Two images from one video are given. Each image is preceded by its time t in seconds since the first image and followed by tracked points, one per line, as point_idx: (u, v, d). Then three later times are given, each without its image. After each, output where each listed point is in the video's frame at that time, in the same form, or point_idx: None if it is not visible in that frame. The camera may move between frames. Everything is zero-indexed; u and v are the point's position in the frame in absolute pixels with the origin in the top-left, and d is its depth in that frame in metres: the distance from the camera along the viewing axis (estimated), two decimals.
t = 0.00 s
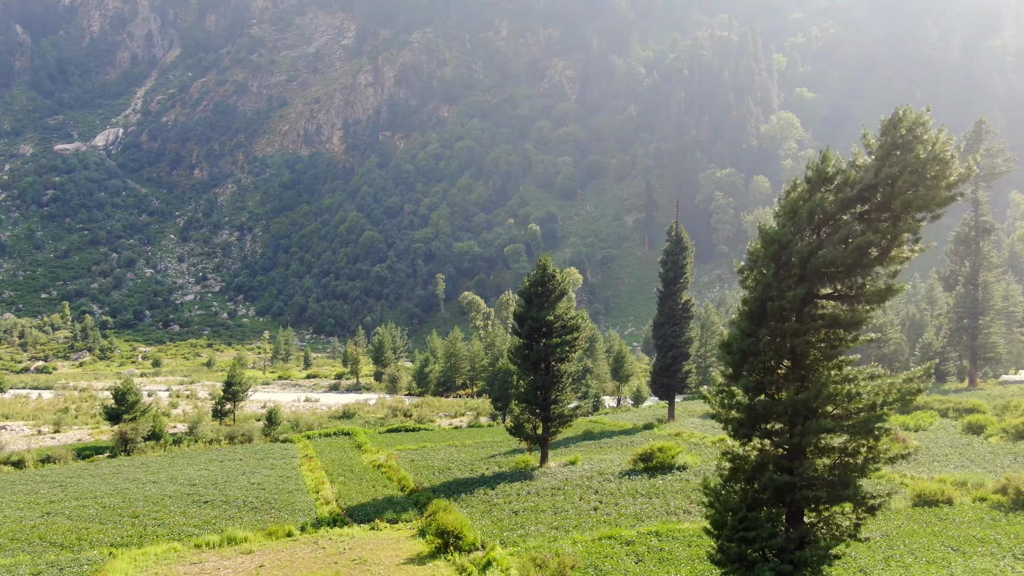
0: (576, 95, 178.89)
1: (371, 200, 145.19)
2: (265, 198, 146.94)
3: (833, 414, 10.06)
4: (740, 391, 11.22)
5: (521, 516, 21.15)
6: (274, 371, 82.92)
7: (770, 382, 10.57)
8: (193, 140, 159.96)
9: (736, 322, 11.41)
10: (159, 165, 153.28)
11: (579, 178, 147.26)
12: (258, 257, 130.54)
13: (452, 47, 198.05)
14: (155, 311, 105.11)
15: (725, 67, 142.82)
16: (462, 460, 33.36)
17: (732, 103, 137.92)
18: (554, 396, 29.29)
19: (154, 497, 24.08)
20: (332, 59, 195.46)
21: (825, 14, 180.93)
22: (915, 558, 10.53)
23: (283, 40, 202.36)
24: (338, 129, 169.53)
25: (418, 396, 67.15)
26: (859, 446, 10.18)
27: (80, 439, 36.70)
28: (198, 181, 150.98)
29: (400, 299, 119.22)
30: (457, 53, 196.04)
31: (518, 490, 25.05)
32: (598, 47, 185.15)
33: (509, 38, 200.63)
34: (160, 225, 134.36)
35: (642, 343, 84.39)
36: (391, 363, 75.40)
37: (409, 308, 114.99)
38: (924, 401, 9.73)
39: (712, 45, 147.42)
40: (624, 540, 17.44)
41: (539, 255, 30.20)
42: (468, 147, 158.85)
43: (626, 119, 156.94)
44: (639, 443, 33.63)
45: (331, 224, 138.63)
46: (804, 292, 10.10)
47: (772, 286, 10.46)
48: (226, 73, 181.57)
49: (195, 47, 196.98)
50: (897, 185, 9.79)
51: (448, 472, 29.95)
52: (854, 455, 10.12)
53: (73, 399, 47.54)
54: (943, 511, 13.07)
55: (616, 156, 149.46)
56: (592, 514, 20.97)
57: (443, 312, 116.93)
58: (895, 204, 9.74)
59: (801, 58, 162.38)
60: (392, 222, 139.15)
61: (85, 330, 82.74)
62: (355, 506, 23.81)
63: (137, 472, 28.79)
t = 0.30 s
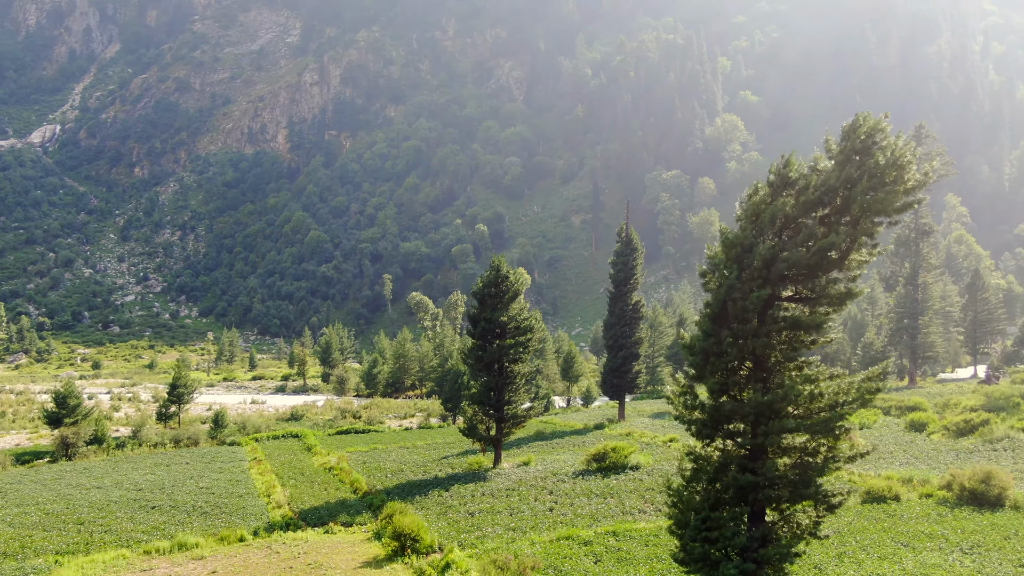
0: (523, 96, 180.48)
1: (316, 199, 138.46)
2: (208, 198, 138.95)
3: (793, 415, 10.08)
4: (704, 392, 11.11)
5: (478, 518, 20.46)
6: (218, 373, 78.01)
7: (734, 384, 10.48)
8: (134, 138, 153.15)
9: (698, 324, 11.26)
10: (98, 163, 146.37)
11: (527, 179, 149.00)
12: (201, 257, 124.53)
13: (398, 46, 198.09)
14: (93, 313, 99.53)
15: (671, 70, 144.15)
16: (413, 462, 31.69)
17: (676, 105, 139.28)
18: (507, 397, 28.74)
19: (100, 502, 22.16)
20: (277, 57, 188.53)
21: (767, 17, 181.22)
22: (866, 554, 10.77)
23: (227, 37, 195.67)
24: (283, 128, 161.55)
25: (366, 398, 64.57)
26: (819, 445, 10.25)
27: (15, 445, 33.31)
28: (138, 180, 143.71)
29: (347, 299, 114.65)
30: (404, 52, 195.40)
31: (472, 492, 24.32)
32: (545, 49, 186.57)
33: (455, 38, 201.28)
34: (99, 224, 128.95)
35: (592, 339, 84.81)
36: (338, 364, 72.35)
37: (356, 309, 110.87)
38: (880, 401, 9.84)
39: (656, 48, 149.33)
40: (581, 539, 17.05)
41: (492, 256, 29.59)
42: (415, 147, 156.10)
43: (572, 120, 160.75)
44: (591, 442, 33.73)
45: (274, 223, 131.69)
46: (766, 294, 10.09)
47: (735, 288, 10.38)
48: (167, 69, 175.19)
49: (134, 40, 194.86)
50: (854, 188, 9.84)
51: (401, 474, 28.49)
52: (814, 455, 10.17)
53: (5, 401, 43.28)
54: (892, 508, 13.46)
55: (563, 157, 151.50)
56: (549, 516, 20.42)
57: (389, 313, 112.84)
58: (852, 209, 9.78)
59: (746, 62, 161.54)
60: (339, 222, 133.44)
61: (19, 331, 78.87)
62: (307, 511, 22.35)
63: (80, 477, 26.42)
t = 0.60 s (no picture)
0: (465, 95, 178.02)
1: (255, 198, 134.41)
2: (142, 195, 135.90)
3: (752, 417, 10.07)
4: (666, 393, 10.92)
5: (428, 520, 19.64)
6: (156, 376, 73.25)
7: (696, 384, 10.32)
8: (67, 136, 149.30)
9: (658, 323, 11.09)
10: (28, 160, 142.68)
11: (468, 179, 147.54)
12: (136, 256, 121.69)
13: (339, 45, 188.25)
14: (21, 314, 98.33)
15: (612, 73, 146.61)
16: (359, 464, 30.21)
17: (618, 107, 142.00)
18: (457, 398, 27.95)
19: (33, 510, 20.70)
20: (214, 53, 185.38)
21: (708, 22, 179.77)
22: (816, 550, 11.12)
23: (162, 33, 190.56)
24: (220, 125, 155.23)
25: (308, 401, 61.76)
26: (777, 444, 10.28)
27: None
28: (70, 178, 139.82)
29: (287, 300, 109.94)
30: (346, 51, 186.27)
31: (422, 494, 23.47)
32: (486, 49, 186.05)
33: (398, 37, 195.59)
34: (26, 224, 125.26)
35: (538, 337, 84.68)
36: (280, 365, 68.75)
37: (296, 309, 105.70)
38: (834, 401, 10.00)
39: (597, 49, 150.99)
40: (535, 541, 16.59)
41: (441, 257, 28.66)
42: (355, 146, 149.86)
43: (516, 120, 159.61)
44: (539, 443, 33.59)
45: (213, 221, 127.89)
46: (725, 295, 10.06)
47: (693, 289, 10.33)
48: (100, 65, 168.53)
49: (66, 36, 185.80)
50: (809, 193, 9.96)
51: (348, 476, 27.08)
52: (772, 455, 10.18)
53: None
54: (836, 504, 13.93)
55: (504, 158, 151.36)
56: (501, 517, 19.89)
57: (331, 315, 106.94)
58: (807, 213, 9.83)
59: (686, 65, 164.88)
60: (278, 221, 130.25)
61: None
62: (254, 515, 21.12)
63: (12, 485, 24.72)
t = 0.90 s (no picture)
0: (405, 96, 174.11)
1: (191, 197, 128.71)
2: (73, 194, 129.89)
3: (709, 419, 9.93)
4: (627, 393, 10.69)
5: (377, 523, 18.61)
6: (87, 377, 68.59)
7: (656, 386, 10.09)
8: None
9: (618, 322, 10.93)
10: None
11: (409, 178, 144.07)
12: (66, 257, 115.24)
13: (276, 42, 181.77)
14: None
15: (552, 73, 148.13)
16: (303, 467, 28.55)
17: (559, 109, 142.60)
18: (403, 400, 26.71)
19: None
20: (147, 50, 176.88)
21: (643, 23, 186.30)
22: (765, 548, 11.30)
23: (94, 28, 181.65)
24: (155, 122, 148.16)
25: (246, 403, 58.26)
26: (732, 444, 10.07)
27: None
28: None
29: (224, 301, 106.55)
30: (283, 48, 180.22)
31: (369, 496, 22.33)
32: (426, 49, 182.61)
33: (336, 35, 190.54)
34: None
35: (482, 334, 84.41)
36: (218, 367, 65.25)
37: (233, 310, 102.74)
38: (788, 403, 9.91)
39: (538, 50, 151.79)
40: (487, 543, 15.90)
41: (388, 256, 27.49)
42: (292, 145, 144.18)
43: (455, 120, 158.50)
44: (485, 444, 32.88)
45: (147, 220, 121.74)
46: (683, 298, 9.86)
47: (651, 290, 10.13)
48: (27, 59, 164.48)
49: None
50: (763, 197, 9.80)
51: (293, 480, 25.50)
52: (729, 456, 10.00)
53: None
54: (782, 501, 14.16)
55: (444, 158, 149.34)
56: (452, 518, 19.02)
57: (268, 316, 104.92)
58: (762, 217, 9.70)
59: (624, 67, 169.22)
60: (213, 221, 123.93)
61: None
62: (198, 519, 19.85)
63: None
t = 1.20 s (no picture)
0: (348, 96, 166.24)
1: (127, 195, 122.17)
2: None
3: (670, 419, 9.76)
4: (588, 394, 10.50)
5: (329, 526, 17.76)
6: (20, 382, 66.56)
7: (617, 388, 9.84)
8: None
9: (579, 325, 10.69)
10: None
11: (352, 178, 139.11)
12: None
13: (216, 39, 169.63)
14: None
15: (497, 72, 146.60)
16: (248, 471, 27.00)
17: (503, 110, 141.41)
18: (352, 402, 25.35)
19: None
20: (81, 43, 168.80)
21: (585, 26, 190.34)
22: (716, 545, 11.54)
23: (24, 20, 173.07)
24: (89, 118, 140.23)
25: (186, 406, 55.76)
26: (690, 444, 9.88)
27: None
28: None
29: (162, 301, 103.08)
30: (223, 45, 168.41)
31: (318, 500, 21.10)
32: (369, 48, 177.43)
33: (277, 33, 178.21)
34: None
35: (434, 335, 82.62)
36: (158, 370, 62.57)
37: (171, 311, 99.83)
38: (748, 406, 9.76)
39: (482, 51, 150.02)
40: (442, 544, 15.32)
41: (337, 257, 26.14)
42: (232, 143, 137.25)
43: (398, 119, 155.49)
44: (434, 446, 31.77)
45: (81, 219, 117.00)
46: (643, 301, 9.67)
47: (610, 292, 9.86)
48: None
49: None
50: (721, 203, 9.65)
51: (239, 483, 24.18)
52: (689, 456, 9.79)
53: None
54: (731, 499, 14.50)
55: (388, 157, 145.04)
56: (407, 519, 18.24)
57: (208, 316, 101.52)
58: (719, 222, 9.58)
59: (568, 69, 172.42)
60: (151, 219, 117.77)
61: None
62: (141, 526, 18.71)
63: None
